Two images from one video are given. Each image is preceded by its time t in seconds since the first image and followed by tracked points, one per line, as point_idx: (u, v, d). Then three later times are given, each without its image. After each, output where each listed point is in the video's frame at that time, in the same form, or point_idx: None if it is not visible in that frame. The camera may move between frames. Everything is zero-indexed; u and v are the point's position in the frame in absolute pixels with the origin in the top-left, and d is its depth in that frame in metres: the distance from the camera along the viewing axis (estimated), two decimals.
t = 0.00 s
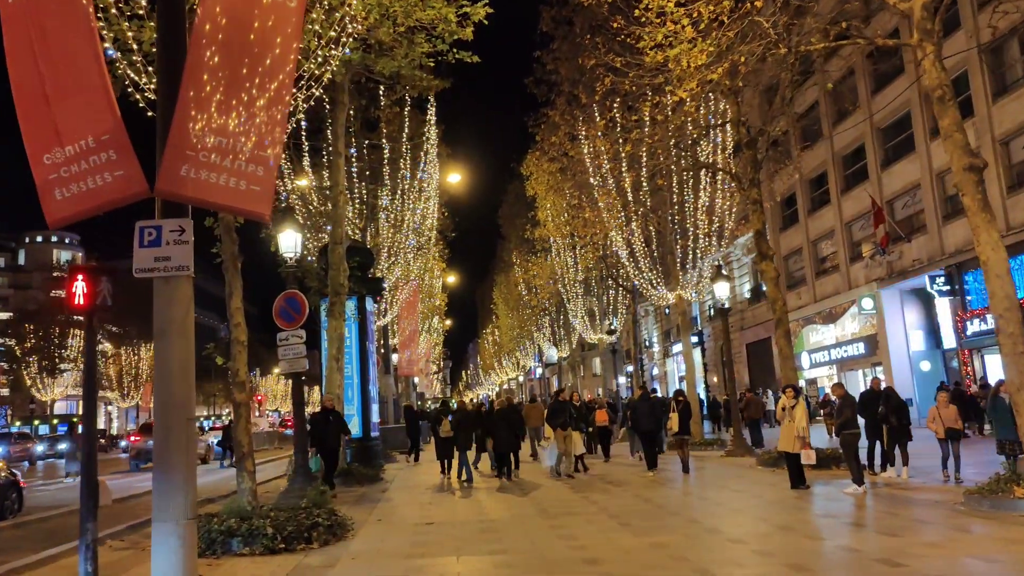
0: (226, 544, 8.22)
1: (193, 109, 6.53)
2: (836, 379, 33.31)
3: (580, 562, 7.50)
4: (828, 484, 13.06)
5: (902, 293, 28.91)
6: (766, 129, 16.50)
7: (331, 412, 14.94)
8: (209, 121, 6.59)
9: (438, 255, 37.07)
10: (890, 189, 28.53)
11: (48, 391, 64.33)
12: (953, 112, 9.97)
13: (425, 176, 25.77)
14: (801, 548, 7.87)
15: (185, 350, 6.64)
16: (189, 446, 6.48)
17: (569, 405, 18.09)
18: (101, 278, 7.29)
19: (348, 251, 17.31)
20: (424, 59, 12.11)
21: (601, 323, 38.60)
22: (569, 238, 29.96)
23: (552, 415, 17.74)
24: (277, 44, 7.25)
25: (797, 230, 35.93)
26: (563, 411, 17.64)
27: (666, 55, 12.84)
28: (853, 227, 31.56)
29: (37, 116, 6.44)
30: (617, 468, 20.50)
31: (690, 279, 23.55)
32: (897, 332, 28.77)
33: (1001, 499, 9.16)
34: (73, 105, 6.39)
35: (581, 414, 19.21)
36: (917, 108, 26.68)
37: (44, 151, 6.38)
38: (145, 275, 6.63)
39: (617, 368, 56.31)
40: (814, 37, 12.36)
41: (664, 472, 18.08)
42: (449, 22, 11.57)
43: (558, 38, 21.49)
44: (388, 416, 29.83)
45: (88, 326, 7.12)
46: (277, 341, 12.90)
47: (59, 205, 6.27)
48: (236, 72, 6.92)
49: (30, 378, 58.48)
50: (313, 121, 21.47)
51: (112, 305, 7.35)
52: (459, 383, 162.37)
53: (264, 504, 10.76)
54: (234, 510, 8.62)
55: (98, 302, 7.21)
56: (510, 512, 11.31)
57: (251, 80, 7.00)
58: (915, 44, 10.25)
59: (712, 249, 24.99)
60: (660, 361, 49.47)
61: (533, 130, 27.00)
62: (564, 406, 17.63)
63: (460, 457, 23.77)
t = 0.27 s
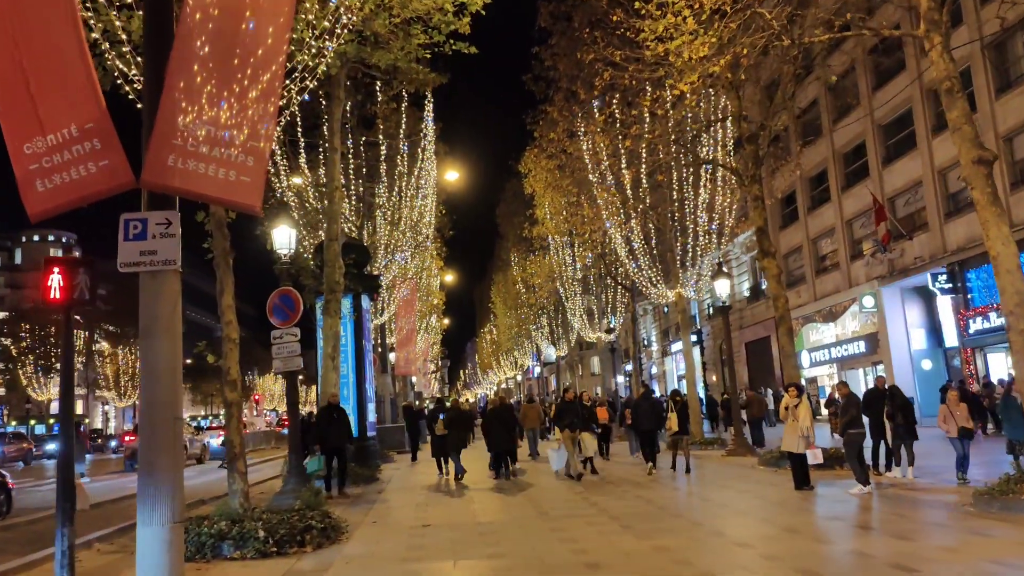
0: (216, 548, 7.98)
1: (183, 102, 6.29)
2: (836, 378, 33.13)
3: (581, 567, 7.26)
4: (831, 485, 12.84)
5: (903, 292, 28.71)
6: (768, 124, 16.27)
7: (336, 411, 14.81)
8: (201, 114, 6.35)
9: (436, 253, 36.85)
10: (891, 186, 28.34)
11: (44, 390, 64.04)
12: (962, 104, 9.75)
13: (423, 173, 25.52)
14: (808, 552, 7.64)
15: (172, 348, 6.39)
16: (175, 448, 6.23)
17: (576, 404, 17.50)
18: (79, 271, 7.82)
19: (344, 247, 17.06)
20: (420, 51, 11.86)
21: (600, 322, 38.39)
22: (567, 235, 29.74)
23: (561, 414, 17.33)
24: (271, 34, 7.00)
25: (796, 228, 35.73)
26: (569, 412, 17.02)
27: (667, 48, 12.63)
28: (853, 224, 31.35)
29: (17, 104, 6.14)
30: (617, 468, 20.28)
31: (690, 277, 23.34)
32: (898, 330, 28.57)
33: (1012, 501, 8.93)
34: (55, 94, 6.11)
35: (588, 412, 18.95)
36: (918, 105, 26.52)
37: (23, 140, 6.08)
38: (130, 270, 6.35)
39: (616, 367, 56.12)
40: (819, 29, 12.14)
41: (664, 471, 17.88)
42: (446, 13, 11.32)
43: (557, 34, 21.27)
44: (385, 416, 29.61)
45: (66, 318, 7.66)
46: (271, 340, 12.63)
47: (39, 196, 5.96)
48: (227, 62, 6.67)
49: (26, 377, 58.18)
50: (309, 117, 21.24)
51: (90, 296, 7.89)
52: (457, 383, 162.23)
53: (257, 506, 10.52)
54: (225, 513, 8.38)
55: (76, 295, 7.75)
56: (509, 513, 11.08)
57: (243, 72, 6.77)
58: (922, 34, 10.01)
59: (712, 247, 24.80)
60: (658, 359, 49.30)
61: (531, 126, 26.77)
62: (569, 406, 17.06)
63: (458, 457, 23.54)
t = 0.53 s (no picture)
0: (208, 550, 7.77)
1: (177, 93, 6.04)
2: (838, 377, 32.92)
3: (582, 570, 7.03)
4: (836, 485, 12.62)
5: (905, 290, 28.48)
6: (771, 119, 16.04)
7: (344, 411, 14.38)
8: (194, 105, 6.12)
9: (435, 251, 36.64)
10: (894, 183, 28.12)
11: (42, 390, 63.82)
12: (972, 96, 9.52)
13: (422, 170, 25.30)
14: (816, 554, 7.41)
15: (161, 344, 6.16)
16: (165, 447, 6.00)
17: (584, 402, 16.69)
18: (58, 261, 7.30)
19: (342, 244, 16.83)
20: (418, 43, 11.63)
21: (600, 320, 38.17)
22: (567, 233, 29.53)
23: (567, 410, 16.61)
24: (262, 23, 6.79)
25: (797, 227, 35.52)
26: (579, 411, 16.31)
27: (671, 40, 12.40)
28: (855, 222, 31.12)
29: None
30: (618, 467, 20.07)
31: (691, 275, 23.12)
32: (901, 329, 28.34)
33: None
34: (37, 80, 5.89)
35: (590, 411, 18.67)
36: (922, 101, 26.30)
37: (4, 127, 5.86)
38: (117, 263, 6.13)
39: (616, 366, 55.93)
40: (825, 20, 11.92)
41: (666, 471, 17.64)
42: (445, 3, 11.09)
43: (556, 29, 21.05)
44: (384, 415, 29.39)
45: (44, 312, 7.27)
46: (267, 338, 12.37)
47: (21, 185, 5.75)
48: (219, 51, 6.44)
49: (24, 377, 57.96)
50: (307, 113, 21.02)
51: (69, 286, 7.42)
52: (457, 382, 162.10)
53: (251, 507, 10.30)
54: (218, 514, 8.16)
55: (54, 287, 7.28)
56: (509, 514, 10.86)
57: (235, 62, 6.55)
58: (931, 24, 9.76)
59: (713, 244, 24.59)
60: (659, 358, 49.10)
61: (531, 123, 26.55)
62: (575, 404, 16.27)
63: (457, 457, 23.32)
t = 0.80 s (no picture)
0: (199, 551, 7.55)
1: (166, 80, 5.88)
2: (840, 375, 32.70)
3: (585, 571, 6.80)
4: (843, 483, 12.38)
5: (908, 288, 28.25)
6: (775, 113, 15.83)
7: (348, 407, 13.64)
8: (185, 92, 5.96)
9: (434, 248, 36.43)
10: (897, 180, 27.90)
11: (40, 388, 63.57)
12: (983, 85, 9.32)
13: (421, 166, 25.08)
14: (824, 555, 7.20)
15: (149, 335, 5.94)
16: (152, 442, 5.78)
17: (595, 401, 15.82)
18: (32, 245, 6.94)
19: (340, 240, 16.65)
20: (417, 33, 11.40)
21: (600, 318, 37.94)
22: (567, 230, 29.31)
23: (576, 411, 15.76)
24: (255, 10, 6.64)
25: (799, 224, 35.29)
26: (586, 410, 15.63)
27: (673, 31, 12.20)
28: (857, 220, 30.89)
29: None
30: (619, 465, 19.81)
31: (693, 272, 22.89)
32: (903, 327, 28.10)
33: None
34: (15, 62, 5.65)
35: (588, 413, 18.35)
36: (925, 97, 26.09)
37: None
38: (103, 252, 5.91)
39: (615, 365, 55.77)
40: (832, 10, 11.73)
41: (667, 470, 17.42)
42: None
43: (557, 22, 20.83)
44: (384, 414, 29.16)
45: (18, 299, 6.88)
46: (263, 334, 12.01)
47: None
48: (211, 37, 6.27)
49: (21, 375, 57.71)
50: (304, 108, 20.79)
51: (47, 270, 7.09)
52: (456, 381, 161.95)
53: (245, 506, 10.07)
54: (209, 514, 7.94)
55: (29, 273, 6.92)
56: (510, 513, 10.63)
57: (229, 49, 6.38)
58: (942, 12, 9.55)
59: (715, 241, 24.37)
60: (659, 357, 48.89)
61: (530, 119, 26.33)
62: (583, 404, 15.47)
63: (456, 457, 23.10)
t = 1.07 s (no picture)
0: (189, 557, 7.33)
1: (156, 73, 5.72)
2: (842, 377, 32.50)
3: None
4: (849, 486, 12.16)
5: (911, 288, 28.03)
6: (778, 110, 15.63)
7: (352, 409, 13.10)
8: (175, 85, 5.80)
9: (433, 249, 36.22)
10: (899, 180, 27.69)
11: (38, 390, 63.32)
12: (995, 79, 9.11)
13: (420, 165, 24.89)
14: (835, 561, 6.97)
15: (135, 334, 5.73)
16: (139, 444, 5.57)
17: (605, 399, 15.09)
18: (7, 238, 6.16)
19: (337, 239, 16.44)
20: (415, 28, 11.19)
21: (600, 320, 37.73)
22: (568, 230, 29.11)
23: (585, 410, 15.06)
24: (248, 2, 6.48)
25: (800, 225, 35.08)
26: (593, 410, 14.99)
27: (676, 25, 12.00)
28: (859, 220, 30.68)
29: None
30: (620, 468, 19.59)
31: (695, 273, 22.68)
32: (906, 327, 27.88)
33: None
34: None
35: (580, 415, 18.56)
36: (928, 96, 25.89)
37: None
38: (88, 248, 5.71)
39: (615, 367, 55.57)
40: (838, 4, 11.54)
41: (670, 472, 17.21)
42: None
43: (558, 19, 20.64)
44: (383, 416, 28.93)
45: None
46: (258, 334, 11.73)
47: None
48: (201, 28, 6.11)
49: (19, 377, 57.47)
50: (303, 107, 20.58)
51: (20, 271, 6.20)
52: (455, 383, 161.75)
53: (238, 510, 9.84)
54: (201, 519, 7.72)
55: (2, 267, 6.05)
56: (511, 517, 10.40)
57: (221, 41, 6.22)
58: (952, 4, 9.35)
59: (716, 241, 24.16)
60: (659, 359, 48.67)
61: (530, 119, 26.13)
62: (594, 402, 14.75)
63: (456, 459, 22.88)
